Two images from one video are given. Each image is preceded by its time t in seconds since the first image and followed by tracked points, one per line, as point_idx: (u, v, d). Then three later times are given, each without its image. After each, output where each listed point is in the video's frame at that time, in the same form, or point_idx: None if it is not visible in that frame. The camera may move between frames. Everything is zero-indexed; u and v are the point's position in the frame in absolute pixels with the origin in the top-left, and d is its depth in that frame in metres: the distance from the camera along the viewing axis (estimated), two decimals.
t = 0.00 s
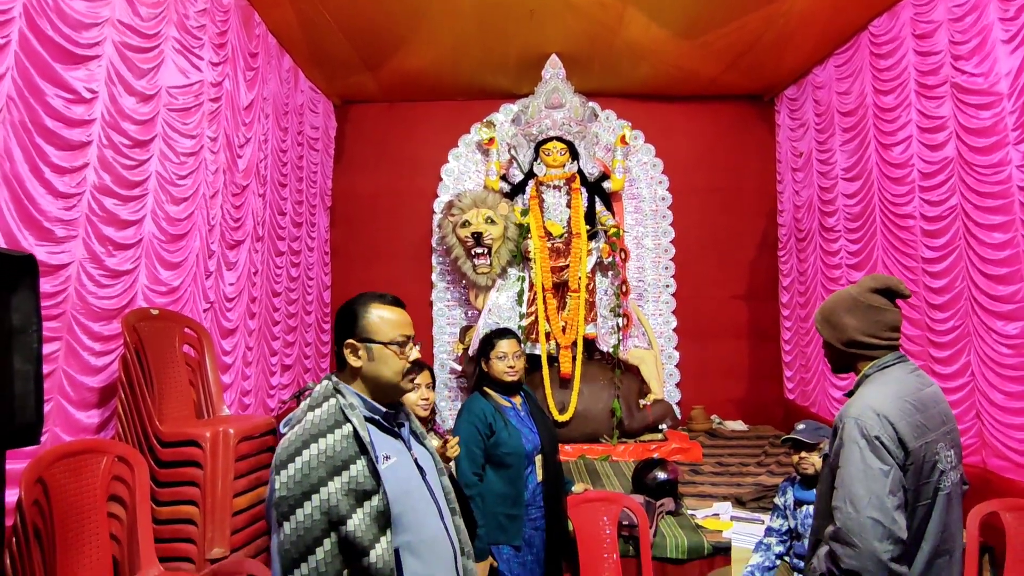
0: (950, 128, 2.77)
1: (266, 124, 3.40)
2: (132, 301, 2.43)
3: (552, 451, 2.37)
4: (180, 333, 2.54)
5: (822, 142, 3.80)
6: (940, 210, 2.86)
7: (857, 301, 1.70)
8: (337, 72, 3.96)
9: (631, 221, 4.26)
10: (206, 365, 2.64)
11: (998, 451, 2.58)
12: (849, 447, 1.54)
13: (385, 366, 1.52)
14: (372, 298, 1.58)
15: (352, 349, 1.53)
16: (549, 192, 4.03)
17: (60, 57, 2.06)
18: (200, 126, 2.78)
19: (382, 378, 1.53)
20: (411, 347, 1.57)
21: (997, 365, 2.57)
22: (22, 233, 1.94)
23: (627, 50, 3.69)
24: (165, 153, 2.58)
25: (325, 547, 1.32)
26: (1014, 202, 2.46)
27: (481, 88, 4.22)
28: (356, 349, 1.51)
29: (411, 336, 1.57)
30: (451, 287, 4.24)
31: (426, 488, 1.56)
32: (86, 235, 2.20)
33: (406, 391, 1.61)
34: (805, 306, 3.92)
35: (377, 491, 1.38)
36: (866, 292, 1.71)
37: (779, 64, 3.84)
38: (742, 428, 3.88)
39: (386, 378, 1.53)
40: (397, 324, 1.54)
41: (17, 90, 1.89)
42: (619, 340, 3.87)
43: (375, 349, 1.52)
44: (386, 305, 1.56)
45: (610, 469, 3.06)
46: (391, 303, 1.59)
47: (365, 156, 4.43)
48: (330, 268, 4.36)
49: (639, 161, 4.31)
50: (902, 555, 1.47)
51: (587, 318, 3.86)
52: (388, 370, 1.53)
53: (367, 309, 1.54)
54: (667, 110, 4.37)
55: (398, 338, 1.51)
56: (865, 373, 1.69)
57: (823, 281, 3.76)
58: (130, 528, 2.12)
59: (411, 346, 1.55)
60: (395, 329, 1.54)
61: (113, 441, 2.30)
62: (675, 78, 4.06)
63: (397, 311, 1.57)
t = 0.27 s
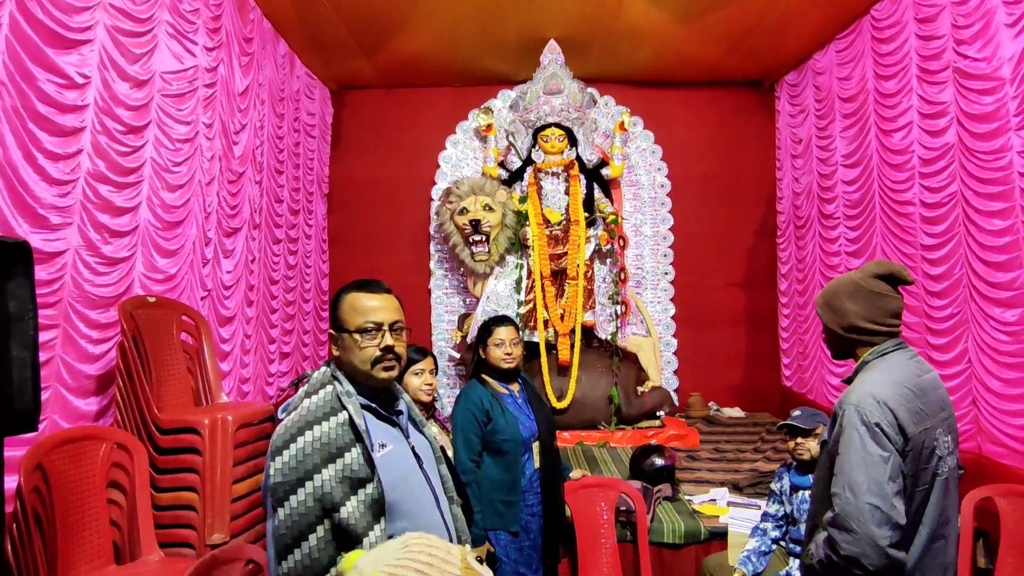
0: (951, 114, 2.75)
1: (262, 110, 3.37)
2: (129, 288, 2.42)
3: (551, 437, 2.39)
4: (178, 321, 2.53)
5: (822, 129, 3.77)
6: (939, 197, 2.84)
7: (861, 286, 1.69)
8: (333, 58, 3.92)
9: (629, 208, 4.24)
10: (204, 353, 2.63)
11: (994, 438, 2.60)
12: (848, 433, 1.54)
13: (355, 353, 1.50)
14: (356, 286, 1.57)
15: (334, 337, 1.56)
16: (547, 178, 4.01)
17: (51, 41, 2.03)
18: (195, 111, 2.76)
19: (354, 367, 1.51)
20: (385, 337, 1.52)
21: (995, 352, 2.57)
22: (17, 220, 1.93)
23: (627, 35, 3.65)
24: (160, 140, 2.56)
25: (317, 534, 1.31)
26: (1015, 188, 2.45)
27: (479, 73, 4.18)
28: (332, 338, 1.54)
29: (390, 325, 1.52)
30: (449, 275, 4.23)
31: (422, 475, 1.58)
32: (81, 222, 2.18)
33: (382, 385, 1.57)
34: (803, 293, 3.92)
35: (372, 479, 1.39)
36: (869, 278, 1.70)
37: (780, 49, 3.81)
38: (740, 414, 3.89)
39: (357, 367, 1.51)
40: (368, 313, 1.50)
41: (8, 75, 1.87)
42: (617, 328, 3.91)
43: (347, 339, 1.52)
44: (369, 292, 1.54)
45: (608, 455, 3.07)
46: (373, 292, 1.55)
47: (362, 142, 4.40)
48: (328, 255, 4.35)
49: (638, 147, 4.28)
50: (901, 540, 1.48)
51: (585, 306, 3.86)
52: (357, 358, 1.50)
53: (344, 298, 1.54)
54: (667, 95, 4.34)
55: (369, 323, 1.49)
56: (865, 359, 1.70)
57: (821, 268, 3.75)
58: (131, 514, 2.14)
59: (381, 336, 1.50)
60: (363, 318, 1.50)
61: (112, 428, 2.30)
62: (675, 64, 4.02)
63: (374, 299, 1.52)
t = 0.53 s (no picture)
0: (955, 89, 2.71)
1: (257, 86, 3.32)
2: (126, 267, 2.41)
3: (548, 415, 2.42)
4: (175, 300, 2.53)
5: (824, 105, 3.73)
6: (941, 174, 2.82)
7: (864, 262, 1.68)
8: (329, 33, 3.86)
9: (629, 185, 4.22)
10: (203, 331, 2.64)
11: (990, 414, 2.61)
12: (850, 409, 1.54)
13: (347, 330, 1.49)
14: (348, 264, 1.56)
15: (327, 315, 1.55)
16: (546, 156, 3.98)
17: (40, 15, 2.00)
18: (188, 87, 2.72)
19: (346, 345, 1.50)
20: (377, 314, 1.49)
21: (992, 330, 2.58)
22: (10, 198, 1.92)
23: (627, 9, 3.59)
24: (153, 116, 2.53)
25: (304, 511, 1.32)
26: (1017, 165, 2.43)
27: (477, 49, 4.12)
28: (326, 316, 1.52)
29: (381, 301, 1.50)
30: (448, 253, 4.22)
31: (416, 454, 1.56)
32: (76, 199, 2.17)
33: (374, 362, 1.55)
34: (802, 271, 3.91)
35: (360, 458, 1.39)
36: (872, 254, 1.70)
37: (782, 24, 3.74)
38: (737, 392, 3.92)
39: (350, 344, 1.49)
40: (359, 290, 1.49)
41: None
42: (615, 306, 3.87)
43: (339, 316, 1.50)
44: (362, 269, 1.52)
45: (606, 433, 3.09)
46: (365, 268, 1.53)
47: (359, 119, 4.35)
48: (326, 234, 4.33)
49: (638, 124, 4.24)
50: (901, 515, 1.49)
51: (584, 284, 3.85)
52: (348, 336, 1.49)
53: (335, 276, 1.52)
54: (667, 71, 4.28)
55: (360, 299, 1.47)
56: (865, 336, 1.69)
57: (821, 246, 3.74)
58: (133, 488, 2.18)
59: (373, 312, 1.48)
60: (355, 295, 1.49)
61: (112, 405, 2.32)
62: (676, 38, 3.96)
63: (366, 276, 1.51)
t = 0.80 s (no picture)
0: (961, 61, 2.67)
1: (252, 57, 3.27)
2: (123, 240, 2.40)
3: (546, 386, 2.45)
4: (173, 273, 2.52)
5: (827, 78, 3.68)
6: (944, 148, 2.80)
7: (875, 236, 1.67)
8: (324, 2, 3.78)
9: (629, 159, 4.18)
10: (202, 305, 2.64)
11: (985, 388, 2.63)
12: (862, 381, 1.55)
13: (339, 303, 1.47)
14: (339, 236, 1.53)
15: (320, 289, 1.52)
16: (545, 129, 3.93)
17: None
18: (182, 57, 2.67)
19: (339, 318, 1.48)
20: (370, 285, 1.47)
21: (990, 305, 2.59)
22: (3, 169, 1.90)
23: None
24: (147, 87, 2.49)
25: (297, 483, 1.34)
26: (1021, 139, 2.41)
27: (476, 19, 4.04)
28: (319, 290, 1.50)
29: (374, 274, 1.48)
30: (446, 228, 4.21)
31: (410, 428, 1.55)
32: (70, 171, 2.15)
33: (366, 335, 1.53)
34: (802, 246, 3.90)
35: (353, 432, 1.40)
36: (881, 227, 1.69)
37: None
38: (734, 366, 3.94)
39: (343, 317, 1.47)
40: (350, 261, 1.46)
41: None
42: (614, 281, 3.93)
43: (332, 288, 1.48)
44: (352, 241, 1.50)
45: (605, 406, 3.10)
46: (356, 240, 1.50)
47: (356, 92, 4.29)
48: (324, 208, 4.30)
49: (638, 97, 4.19)
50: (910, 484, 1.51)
51: (583, 259, 3.88)
52: (340, 308, 1.47)
53: (326, 248, 1.50)
54: (669, 43, 4.21)
55: (352, 271, 1.45)
56: (868, 309, 1.69)
57: (821, 222, 3.73)
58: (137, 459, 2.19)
59: (365, 284, 1.46)
60: (346, 266, 1.46)
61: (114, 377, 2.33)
62: (678, 9, 3.89)
63: (357, 247, 1.48)
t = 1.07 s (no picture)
0: (970, 15, 2.62)
1: (245, 13, 3.19)
2: (120, 199, 2.39)
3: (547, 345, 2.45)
4: (172, 233, 2.51)
5: (833, 35, 3.60)
6: (949, 106, 2.76)
7: (893, 191, 1.64)
8: None
9: (629, 119, 4.13)
10: (201, 266, 2.63)
11: (980, 347, 2.64)
12: (888, 335, 1.52)
13: (327, 262, 1.43)
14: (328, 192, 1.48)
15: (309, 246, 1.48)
16: (545, 88, 3.87)
17: None
18: (173, 12, 2.60)
19: (329, 277, 1.44)
20: (359, 243, 1.43)
21: (989, 265, 2.59)
22: None
23: None
24: (139, 43, 2.43)
25: (287, 441, 1.31)
26: None
27: None
28: (307, 248, 1.46)
29: (363, 231, 1.43)
30: (445, 189, 4.18)
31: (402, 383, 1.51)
32: (64, 129, 2.12)
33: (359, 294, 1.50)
34: (802, 207, 3.87)
35: (344, 389, 1.37)
36: (896, 182, 1.67)
37: None
38: (732, 328, 3.95)
39: (332, 275, 1.43)
40: (339, 217, 1.42)
41: None
42: (613, 242, 3.99)
43: (320, 246, 1.44)
44: (342, 197, 1.45)
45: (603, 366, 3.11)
46: (346, 196, 1.46)
47: (352, 50, 4.21)
48: (321, 169, 4.27)
49: (640, 56, 4.11)
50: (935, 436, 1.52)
51: (582, 219, 3.89)
52: (329, 267, 1.43)
53: (314, 204, 1.45)
54: None
55: (341, 229, 1.41)
56: (875, 265, 1.66)
57: (822, 182, 3.68)
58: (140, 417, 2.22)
59: (355, 242, 1.42)
60: (335, 223, 1.42)
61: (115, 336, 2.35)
62: None
63: (347, 204, 1.43)
